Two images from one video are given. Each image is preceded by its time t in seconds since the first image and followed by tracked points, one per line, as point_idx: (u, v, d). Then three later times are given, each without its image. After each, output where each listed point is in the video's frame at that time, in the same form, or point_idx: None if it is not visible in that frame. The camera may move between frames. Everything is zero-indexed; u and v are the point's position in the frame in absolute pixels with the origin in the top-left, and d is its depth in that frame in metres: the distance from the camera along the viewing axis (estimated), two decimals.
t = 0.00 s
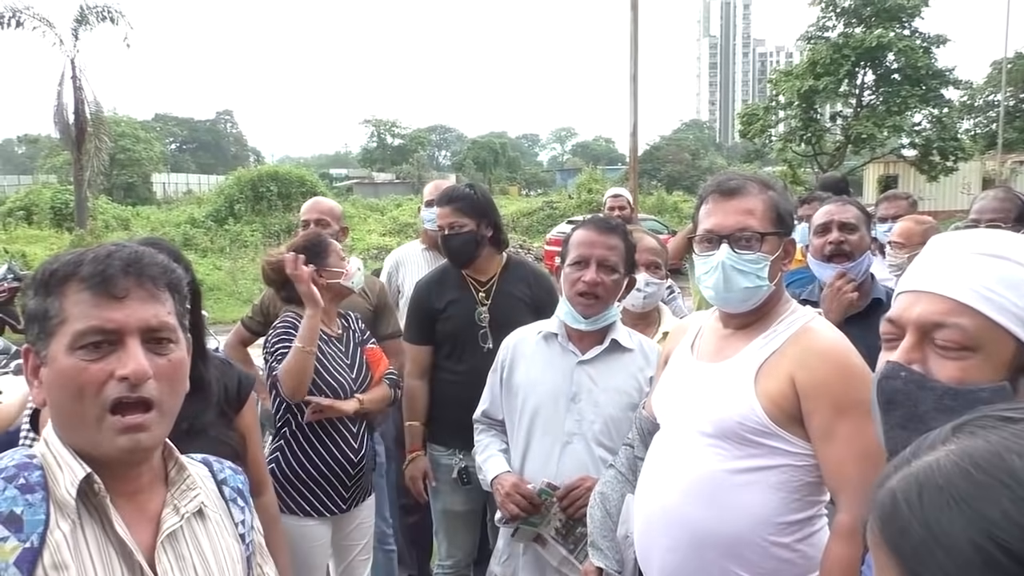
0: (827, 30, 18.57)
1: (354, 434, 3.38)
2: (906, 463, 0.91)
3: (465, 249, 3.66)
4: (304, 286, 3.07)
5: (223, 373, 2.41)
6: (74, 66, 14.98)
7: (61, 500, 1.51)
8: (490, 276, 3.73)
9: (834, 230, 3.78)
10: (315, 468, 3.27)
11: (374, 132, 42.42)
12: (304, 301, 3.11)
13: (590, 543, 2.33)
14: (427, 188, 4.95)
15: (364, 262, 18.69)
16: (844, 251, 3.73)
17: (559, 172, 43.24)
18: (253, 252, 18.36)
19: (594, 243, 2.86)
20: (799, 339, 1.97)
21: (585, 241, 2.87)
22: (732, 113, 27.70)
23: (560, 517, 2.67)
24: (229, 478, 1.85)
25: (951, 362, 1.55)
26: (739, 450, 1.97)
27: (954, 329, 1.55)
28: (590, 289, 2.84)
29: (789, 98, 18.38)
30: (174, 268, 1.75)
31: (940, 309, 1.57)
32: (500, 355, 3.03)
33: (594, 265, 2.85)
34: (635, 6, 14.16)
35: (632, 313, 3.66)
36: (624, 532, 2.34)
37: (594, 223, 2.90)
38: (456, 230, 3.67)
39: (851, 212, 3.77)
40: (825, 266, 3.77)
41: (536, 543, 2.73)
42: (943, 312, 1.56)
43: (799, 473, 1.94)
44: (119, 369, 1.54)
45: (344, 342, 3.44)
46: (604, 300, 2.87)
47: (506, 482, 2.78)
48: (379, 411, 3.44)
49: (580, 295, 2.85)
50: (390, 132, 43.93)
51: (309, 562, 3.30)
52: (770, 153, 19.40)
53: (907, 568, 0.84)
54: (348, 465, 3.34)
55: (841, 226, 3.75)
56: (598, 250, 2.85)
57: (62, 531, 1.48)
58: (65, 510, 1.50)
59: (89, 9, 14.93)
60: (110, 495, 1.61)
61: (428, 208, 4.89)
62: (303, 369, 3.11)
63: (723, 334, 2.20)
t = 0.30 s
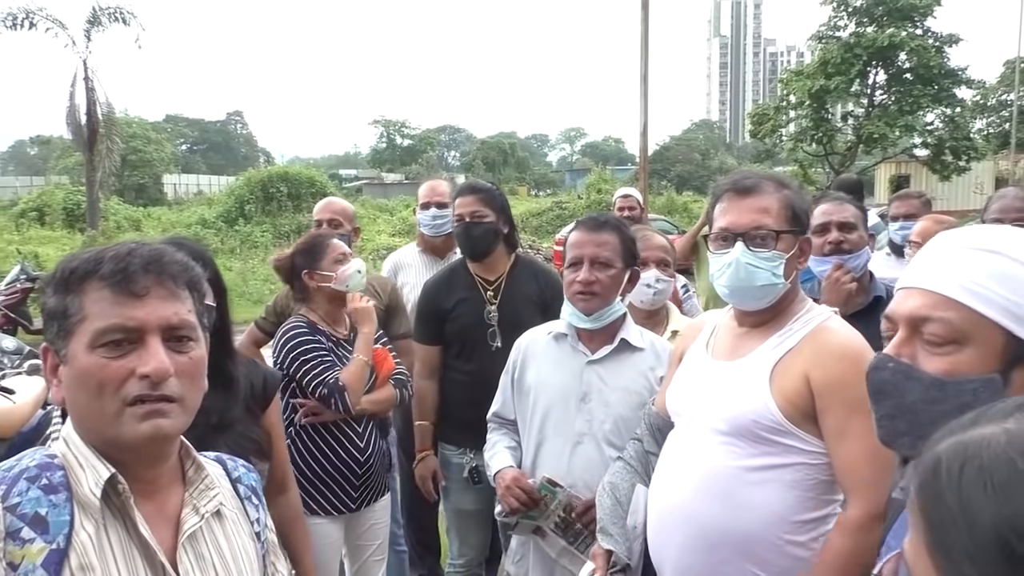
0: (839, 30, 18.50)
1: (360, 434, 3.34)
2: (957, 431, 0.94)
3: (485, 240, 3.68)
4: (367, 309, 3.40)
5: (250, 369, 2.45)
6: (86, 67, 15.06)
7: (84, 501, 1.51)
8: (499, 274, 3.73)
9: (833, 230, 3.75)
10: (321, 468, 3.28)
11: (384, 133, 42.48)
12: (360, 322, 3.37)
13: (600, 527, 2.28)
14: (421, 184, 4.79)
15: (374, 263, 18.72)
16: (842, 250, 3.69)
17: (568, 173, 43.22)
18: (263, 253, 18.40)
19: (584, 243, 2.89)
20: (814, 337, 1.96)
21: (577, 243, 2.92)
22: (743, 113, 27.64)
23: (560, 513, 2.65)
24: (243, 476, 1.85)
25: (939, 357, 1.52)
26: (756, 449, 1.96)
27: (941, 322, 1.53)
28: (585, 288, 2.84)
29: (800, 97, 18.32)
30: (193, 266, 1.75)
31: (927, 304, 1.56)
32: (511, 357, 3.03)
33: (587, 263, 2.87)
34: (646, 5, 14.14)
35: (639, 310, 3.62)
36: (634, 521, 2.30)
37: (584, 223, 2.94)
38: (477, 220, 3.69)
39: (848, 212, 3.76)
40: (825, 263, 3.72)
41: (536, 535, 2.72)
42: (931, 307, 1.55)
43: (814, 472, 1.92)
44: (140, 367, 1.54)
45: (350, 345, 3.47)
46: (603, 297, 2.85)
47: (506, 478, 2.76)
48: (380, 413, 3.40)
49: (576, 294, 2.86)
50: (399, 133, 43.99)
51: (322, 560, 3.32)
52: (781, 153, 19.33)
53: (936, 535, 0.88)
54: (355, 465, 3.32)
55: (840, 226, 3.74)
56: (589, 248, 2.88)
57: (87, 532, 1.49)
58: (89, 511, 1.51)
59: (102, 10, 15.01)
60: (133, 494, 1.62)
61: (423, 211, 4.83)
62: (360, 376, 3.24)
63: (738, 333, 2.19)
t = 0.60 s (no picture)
0: (842, 33, 18.50)
1: (359, 437, 3.34)
2: (964, 428, 0.95)
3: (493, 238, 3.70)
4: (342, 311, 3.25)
5: (261, 367, 2.45)
6: (90, 66, 15.08)
7: (88, 499, 1.51)
8: (501, 275, 3.73)
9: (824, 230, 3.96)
10: (322, 466, 3.30)
11: (386, 133, 42.52)
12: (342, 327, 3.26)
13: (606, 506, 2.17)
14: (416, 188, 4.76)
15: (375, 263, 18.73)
16: (833, 250, 3.91)
17: (570, 174, 43.24)
18: (264, 253, 18.43)
19: (563, 252, 2.92)
20: (816, 339, 1.97)
21: (557, 253, 2.95)
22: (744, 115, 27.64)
23: (559, 513, 2.62)
24: (245, 475, 1.85)
25: (886, 375, 1.52)
26: (759, 454, 1.96)
27: (881, 343, 1.52)
28: (569, 295, 2.86)
29: (802, 100, 18.32)
30: (199, 265, 1.76)
31: (866, 329, 1.56)
32: (509, 359, 3.04)
33: (568, 272, 2.89)
34: (650, 6, 14.14)
35: (635, 310, 3.62)
36: (636, 509, 2.22)
37: (561, 232, 2.96)
38: (486, 218, 3.73)
39: (839, 212, 3.97)
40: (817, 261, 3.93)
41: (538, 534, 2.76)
42: (868, 329, 1.55)
43: (812, 472, 1.94)
44: (145, 367, 1.55)
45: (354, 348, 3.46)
46: (590, 302, 2.86)
47: (502, 483, 2.80)
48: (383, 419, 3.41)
49: (562, 301, 2.88)
50: (402, 133, 44.03)
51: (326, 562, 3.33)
52: (783, 155, 19.33)
53: (938, 531, 0.89)
54: (353, 467, 3.32)
55: (831, 226, 3.94)
56: (568, 258, 2.91)
57: (91, 531, 1.50)
58: (94, 509, 1.51)
59: (107, 9, 15.03)
60: (136, 493, 1.63)
61: (418, 212, 4.77)
62: (342, 386, 3.18)
63: (742, 333, 2.19)
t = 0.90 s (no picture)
0: (768, 36, 18.92)
1: (281, 451, 3.30)
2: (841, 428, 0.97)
3: (422, 241, 3.70)
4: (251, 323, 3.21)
5: (184, 380, 2.40)
6: (8, 68, 14.57)
7: None
8: (428, 278, 3.73)
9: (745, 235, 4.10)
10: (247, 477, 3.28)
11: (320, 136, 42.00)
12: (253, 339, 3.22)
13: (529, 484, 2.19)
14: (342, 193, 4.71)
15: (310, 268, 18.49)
16: (750, 255, 4.08)
17: (506, 176, 43.35)
18: (195, 260, 18.04)
19: (466, 269, 2.89)
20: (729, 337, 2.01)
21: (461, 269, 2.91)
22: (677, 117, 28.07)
23: (478, 509, 2.61)
24: (150, 492, 1.79)
25: (765, 376, 1.55)
26: (677, 453, 2.00)
27: (761, 345, 1.56)
28: (480, 311, 2.85)
29: (731, 101, 18.68)
30: (97, 276, 1.71)
31: (749, 330, 1.59)
32: (428, 366, 3.03)
33: (476, 286, 2.87)
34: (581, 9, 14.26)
35: (559, 311, 3.65)
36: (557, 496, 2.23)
37: (463, 246, 2.91)
38: (416, 221, 3.71)
39: (759, 216, 4.11)
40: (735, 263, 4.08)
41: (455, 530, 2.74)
42: (751, 330, 1.58)
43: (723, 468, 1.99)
44: (33, 382, 1.50)
45: (280, 360, 3.40)
46: (499, 314, 2.86)
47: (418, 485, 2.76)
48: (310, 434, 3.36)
49: (473, 314, 2.88)
50: (335, 136, 43.56)
51: None
52: (714, 156, 19.69)
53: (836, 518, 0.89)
54: (275, 481, 3.28)
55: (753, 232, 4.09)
56: (472, 274, 2.87)
57: None
58: None
59: (25, 9, 14.53)
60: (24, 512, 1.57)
61: (345, 217, 4.72)
62: (249, 404, 3.16)
63: (661, 334, 2.22)
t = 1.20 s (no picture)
0: (666, 36, 19.34)
1: (167, 460, 3.19)
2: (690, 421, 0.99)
3: (313, 239, 3.65)
4: (141, 328, 3.08)
5: (62, 386, 2.29)
6: None
7: None
8: (321, 277, 3.68)
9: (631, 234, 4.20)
10: (129, 485, 3.18)
11: (218, 132, 40.82)
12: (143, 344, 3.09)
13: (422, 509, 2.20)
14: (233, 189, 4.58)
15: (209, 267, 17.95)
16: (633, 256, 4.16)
17: (411, 172, 43.09)
18: (85, 260, 17.27)
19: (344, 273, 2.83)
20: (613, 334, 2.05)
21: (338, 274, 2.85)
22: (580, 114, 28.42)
23: (359, 506, 2.59)
24: None
25: (625, 372, 1.60)
26: (563, 447, 2.02)
27: (620, 341, 1.60)
28: (360, 314, 2.82)
29: (632, 100, 19.03)
30: None
31: (612, 327, 1.64)
32: (312, 368, 2.97)
33: (355, 290, 2.82)
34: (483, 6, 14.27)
35: (452, 309, 3.66)
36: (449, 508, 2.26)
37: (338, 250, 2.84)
38: (306, 218, 3.65)
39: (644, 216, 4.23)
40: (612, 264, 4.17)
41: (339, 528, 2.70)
42: (614, 327, 1.62)
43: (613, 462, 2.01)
44: None
45: (173, 365, 3.28)
46: (380, 316, 2.84)
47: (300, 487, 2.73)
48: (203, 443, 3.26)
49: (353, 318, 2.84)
50: (234, 131, 42.40)
51: None
52: (616, 153, 20.02)
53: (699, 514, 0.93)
54: (159, 491, 3.18)
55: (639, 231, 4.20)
56: (350, 278, 2.81)
57: None
58: None
59: None
60: None
61: (234, 216, 4.60)
62: (133, 411, 3.05)
63: (547, 330, 2.23)
